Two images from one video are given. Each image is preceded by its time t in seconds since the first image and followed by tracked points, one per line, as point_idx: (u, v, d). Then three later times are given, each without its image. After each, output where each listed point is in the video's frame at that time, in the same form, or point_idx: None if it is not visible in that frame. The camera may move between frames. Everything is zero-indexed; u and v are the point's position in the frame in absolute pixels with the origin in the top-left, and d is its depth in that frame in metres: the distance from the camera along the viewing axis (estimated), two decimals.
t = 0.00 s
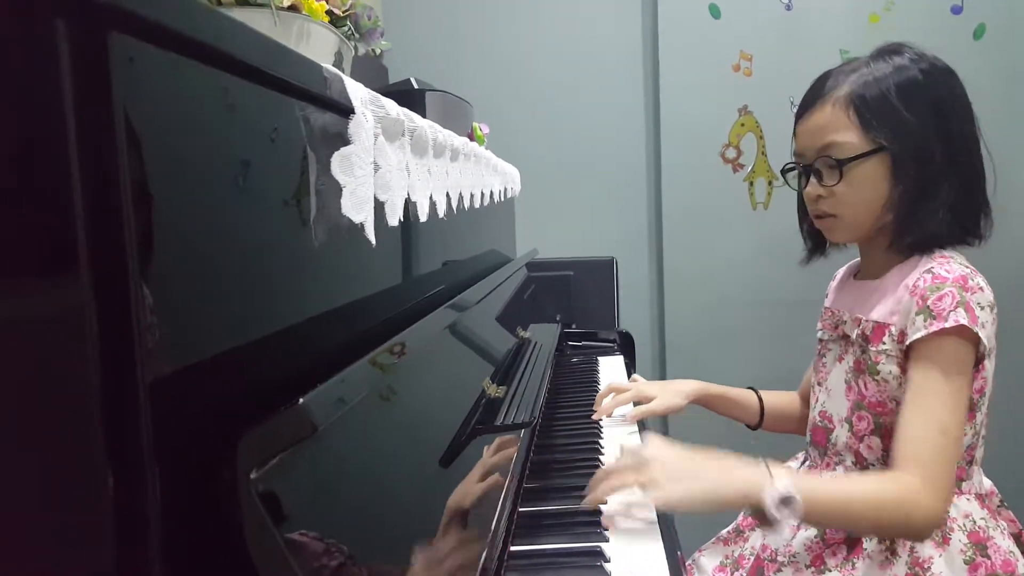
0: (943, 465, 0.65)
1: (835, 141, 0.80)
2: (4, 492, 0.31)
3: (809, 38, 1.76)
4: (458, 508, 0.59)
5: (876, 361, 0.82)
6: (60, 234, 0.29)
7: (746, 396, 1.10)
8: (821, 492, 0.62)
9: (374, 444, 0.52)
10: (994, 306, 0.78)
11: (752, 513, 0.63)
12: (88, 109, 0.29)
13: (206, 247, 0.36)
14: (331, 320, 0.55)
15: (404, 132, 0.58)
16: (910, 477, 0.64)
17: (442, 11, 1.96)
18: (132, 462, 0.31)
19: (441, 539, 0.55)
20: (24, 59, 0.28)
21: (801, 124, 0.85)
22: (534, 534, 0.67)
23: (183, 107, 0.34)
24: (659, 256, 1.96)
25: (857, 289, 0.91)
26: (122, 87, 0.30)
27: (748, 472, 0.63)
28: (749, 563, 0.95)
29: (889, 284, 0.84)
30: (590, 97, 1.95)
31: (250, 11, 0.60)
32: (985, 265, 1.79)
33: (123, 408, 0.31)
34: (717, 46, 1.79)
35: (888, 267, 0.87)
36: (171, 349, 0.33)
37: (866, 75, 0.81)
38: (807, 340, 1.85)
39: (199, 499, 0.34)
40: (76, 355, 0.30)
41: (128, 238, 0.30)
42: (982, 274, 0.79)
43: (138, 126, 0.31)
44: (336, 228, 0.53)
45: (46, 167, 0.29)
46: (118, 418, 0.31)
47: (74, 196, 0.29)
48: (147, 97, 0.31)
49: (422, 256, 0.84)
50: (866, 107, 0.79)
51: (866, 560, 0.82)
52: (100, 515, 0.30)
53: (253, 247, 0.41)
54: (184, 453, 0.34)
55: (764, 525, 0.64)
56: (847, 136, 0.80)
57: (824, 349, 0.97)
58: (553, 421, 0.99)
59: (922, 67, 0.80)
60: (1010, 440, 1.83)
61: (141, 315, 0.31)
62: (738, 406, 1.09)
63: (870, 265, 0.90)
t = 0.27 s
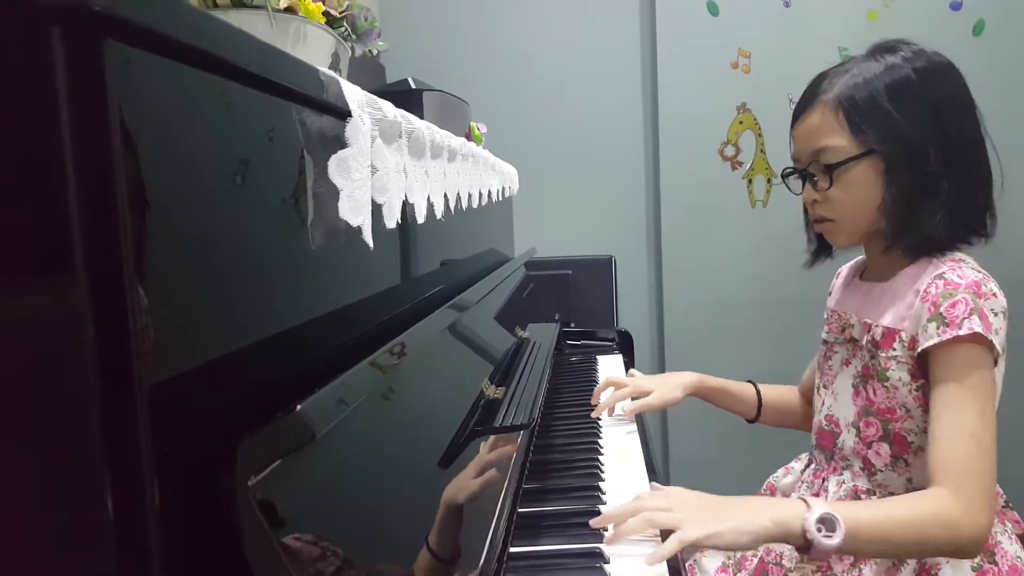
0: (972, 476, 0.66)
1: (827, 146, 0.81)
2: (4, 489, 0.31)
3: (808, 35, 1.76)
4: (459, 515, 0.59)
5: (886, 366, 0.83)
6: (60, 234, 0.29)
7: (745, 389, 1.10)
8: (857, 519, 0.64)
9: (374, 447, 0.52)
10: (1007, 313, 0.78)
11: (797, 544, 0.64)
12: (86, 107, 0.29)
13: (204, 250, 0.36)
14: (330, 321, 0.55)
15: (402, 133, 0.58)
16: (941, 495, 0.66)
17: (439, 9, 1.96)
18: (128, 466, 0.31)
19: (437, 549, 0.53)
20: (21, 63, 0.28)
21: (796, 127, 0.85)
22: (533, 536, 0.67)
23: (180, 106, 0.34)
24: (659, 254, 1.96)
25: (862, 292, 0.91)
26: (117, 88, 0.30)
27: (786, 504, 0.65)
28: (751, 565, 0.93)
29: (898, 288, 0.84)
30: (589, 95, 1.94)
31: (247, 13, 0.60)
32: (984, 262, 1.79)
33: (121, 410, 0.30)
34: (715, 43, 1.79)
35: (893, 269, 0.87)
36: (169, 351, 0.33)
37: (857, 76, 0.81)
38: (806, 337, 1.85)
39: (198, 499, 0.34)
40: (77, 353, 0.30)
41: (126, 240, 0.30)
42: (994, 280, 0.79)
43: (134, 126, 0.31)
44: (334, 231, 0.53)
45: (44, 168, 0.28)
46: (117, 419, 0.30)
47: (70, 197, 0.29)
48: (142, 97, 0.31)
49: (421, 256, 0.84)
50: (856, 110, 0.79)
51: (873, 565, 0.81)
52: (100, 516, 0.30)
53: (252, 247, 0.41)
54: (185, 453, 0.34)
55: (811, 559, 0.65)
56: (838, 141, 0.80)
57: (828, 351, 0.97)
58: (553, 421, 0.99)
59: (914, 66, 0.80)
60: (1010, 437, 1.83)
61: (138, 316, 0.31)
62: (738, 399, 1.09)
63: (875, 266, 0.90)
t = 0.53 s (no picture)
0: (974, 482, 0.68)
1: (818, 146, 0.84)
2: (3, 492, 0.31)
3: (809, 32, 1.76)
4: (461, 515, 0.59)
5: (889, 367, 0.83)
6: (61, 233, 0.29)
7: (746, 394, 1.10)
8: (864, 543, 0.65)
9: (374, 445, 0.52)
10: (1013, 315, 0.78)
11: None
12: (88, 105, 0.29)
13: (207, 248, 0.37)
14: (331, 320, 0.55)
15: (403, 132, 0.58)
16: (943, 504, 0.67)
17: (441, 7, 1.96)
18: (134, 461, 0.31)
19: (437, 549, 0.53)
20: (25, 62, 0.28)
21: (796, 126, 0.88)
22: (534, 533, 0.67)
23: (181, 106, 0.34)
24: (660, 252, 1.96)
25: (865, 292, 0.91)
26: (121, 89, 0.30)
27: (794, 539, 0.65)
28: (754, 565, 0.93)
29: (902, 289, 0.84)
30: (590, 92, 1.94)
31: (249, 11, 0.60)
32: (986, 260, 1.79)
33: (124, 408, 0.31)
34: (716, 41, 1.78)
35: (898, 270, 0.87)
36: (172, 350, 0.34)
37: (852, 74, 0.82)
38: (807, 335, 1.85)
39: (198, 498, 0.34)
40: (77, 352, 0.30)
41: (128, 239, 0.30)
42: (1000, 281, 0.78)
43: (137, 127, 0.31)
44: (335, 229, 0.53)
45: (45, 168, 0.29)
46: (119, 416, 0.31)
47: (73, 195, 0.29)
48: (145, 99, 0.31)
49: (422, 254, 0.84)
50: (843, 112, 0.81)
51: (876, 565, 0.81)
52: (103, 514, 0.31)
53: (253, 246, 0.41)
54: (186, 452, 0.34)
55: None
56: (827, 141, 0.83)
57: (831, 350, 0.97)
58: (554, 419, 0.99)
59: (908, 66, 0.79)
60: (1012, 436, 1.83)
61: (142, 315, 0.31)
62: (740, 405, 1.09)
63: (880, 267, 0.90)
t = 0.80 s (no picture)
0: (965, 479, 0.68)
1: (825, 142, 0.84)
2: (4, 490, 0.31)
3: (810, 28, 1.75)
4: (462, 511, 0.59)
5: (894, 364, 0.83)
6: (66, 232, 0.29)
7: (759, 411, 1.09)
8: (851, 533, 0.66)
9: (376, 442, 0.53)
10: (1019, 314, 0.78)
11: (793, 564, 0.66)
12: (90, 103, 0.29)
13: (209, 245, 0.37)
14: (332, 318, 0.55)
15: (406, 129, 0.58)
16: (935, 498, 0.68)
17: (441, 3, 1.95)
18: (142, 454, 0.31)
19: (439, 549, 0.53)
20: (31, 62, 0.28)
21: (806, 121, 0.88)
22: (538, 528, 0.67)
23: (183, 103, 0.34)
24: (660, 249, 1.96)
25: (872, 289, 0.91)
26: (126, 84, 0.30)
27: (781, 526, 0.67)
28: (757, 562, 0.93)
29: (909, 287, 0.84)
30: (591, 89, 1.94)
31: (251, 8, 0.60)
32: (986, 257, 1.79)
33: (129, 404, 0.31)
34: (717, 37, 1.78)
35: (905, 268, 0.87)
36: (179, 346, 0.34)
37: (864, 71, 0.81)
38: (808, 332, 1.85)
39: (200, 497, 0.34)
40: (80, 351, 0.30)
41: (134, 237, 0.31)
42: (1007, 279, 0.78)
43: (142, 124, 0.31)
44: (338, 226, 0.53)
45: (50, 167, 0.29)
46: (126, 415, 0.31)
47: (79, 190, 0.29)
48: (149, 94, 0.31)
49: (424, 251, 0.84)
50: (853, 109, 0.81)
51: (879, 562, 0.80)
52: (110, 510, 0.31)
53: (255, 243, 0.41)
54: (191, 449, 0.34)
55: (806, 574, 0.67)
56: (835, 138, 0.83)
57: (837, 346, 0.97)
58: (556, 416, 0.99)
59: (919, 63, 0.78)
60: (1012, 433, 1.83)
61: (148, 310, 0.31)
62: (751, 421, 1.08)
63: (887, 264, 0.90)
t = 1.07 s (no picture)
0: (950, 474, 0.68)
1: (816, 141, 0.84)
2: (4, 489, 0.31)
3: (810, 25, 1.75)
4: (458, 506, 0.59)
5: (886, 360, 0.83)
6: (65, 232, 0.29)
7: (745, 386, 1.11)
8: (838, 523, 0.66)
9: (375, 439, 0.53)
10: (1008, 310, 0.78)
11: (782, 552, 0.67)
12: (90, 102, 0.29)
13: (207, 244, 0.36)
14: (331, 317, 0.55)
15: (404, 127, 0.58)
16: (920, 492, 0.68)
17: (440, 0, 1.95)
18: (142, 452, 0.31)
19: (439, 540, 0.54)
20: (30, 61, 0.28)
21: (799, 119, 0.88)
22: (535, 525, 0.68)
23: (181, 102, 0.34)
24: (659, 246, 1.96)
25: (865, 286, 0.91)
26: (125, 83, 0.30)
27: (773, 514, 0.67)
28: (754, 557, 0.94)
29: (900, 284, 0.84)
30: (590, 86, 1.94)
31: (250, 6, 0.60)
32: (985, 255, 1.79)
33: (129, 402, 0.31)
34: (717, 34, 1.78)
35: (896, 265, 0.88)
36: (179, 344, 0.34)
37: (854, 71, 0.81)
38: (807, 329, 1.85)
39: (199, 496, 0.35)
40: (79, 351, 0.30)
41: (133, 236, 0.31)
42: (997, 276, 0.79)
43: (142, 123, 0.31)
44: (337, 225, 0.53)
45: (49, 167, 0.29)
46: (127, 414, 0.31)
47: (79, 188, 0.29)
48: (148, 93, 0.31)
49: (423, 248, 0.84)
50: (843, 109, 0.81)
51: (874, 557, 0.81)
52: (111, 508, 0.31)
53: (255, 242, 0.42)
54: (192, 447, 0.35)
55: (795, 563, 0.68)
56: (825, 137, 0.83)
57: (831, 344, 0.97)
58: (554, 412, 0.99)
59: (909, 64, 0.78)
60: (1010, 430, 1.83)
61: (148, 308, 0.31)
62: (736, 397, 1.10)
63: (881, 261, 0.90)
